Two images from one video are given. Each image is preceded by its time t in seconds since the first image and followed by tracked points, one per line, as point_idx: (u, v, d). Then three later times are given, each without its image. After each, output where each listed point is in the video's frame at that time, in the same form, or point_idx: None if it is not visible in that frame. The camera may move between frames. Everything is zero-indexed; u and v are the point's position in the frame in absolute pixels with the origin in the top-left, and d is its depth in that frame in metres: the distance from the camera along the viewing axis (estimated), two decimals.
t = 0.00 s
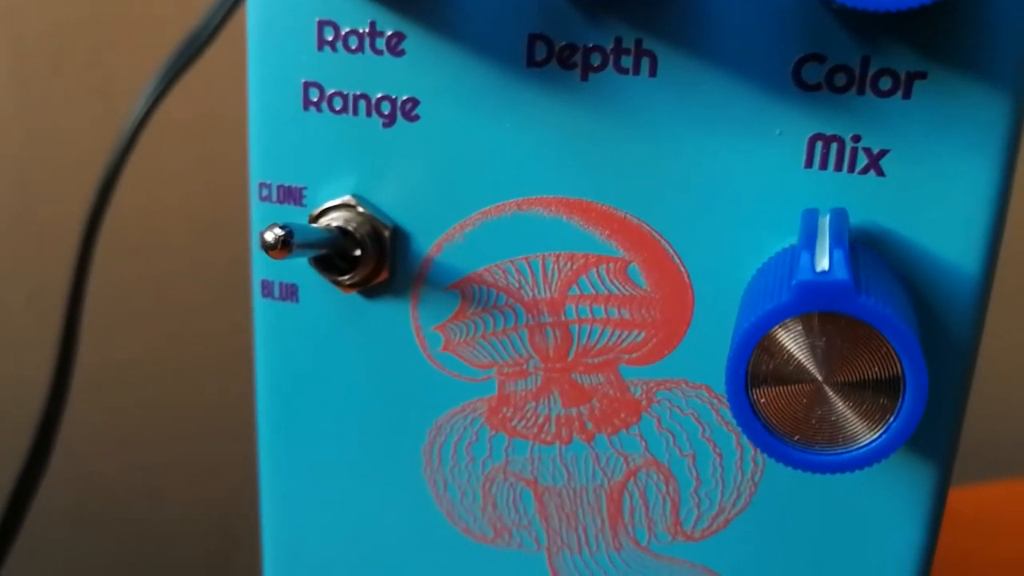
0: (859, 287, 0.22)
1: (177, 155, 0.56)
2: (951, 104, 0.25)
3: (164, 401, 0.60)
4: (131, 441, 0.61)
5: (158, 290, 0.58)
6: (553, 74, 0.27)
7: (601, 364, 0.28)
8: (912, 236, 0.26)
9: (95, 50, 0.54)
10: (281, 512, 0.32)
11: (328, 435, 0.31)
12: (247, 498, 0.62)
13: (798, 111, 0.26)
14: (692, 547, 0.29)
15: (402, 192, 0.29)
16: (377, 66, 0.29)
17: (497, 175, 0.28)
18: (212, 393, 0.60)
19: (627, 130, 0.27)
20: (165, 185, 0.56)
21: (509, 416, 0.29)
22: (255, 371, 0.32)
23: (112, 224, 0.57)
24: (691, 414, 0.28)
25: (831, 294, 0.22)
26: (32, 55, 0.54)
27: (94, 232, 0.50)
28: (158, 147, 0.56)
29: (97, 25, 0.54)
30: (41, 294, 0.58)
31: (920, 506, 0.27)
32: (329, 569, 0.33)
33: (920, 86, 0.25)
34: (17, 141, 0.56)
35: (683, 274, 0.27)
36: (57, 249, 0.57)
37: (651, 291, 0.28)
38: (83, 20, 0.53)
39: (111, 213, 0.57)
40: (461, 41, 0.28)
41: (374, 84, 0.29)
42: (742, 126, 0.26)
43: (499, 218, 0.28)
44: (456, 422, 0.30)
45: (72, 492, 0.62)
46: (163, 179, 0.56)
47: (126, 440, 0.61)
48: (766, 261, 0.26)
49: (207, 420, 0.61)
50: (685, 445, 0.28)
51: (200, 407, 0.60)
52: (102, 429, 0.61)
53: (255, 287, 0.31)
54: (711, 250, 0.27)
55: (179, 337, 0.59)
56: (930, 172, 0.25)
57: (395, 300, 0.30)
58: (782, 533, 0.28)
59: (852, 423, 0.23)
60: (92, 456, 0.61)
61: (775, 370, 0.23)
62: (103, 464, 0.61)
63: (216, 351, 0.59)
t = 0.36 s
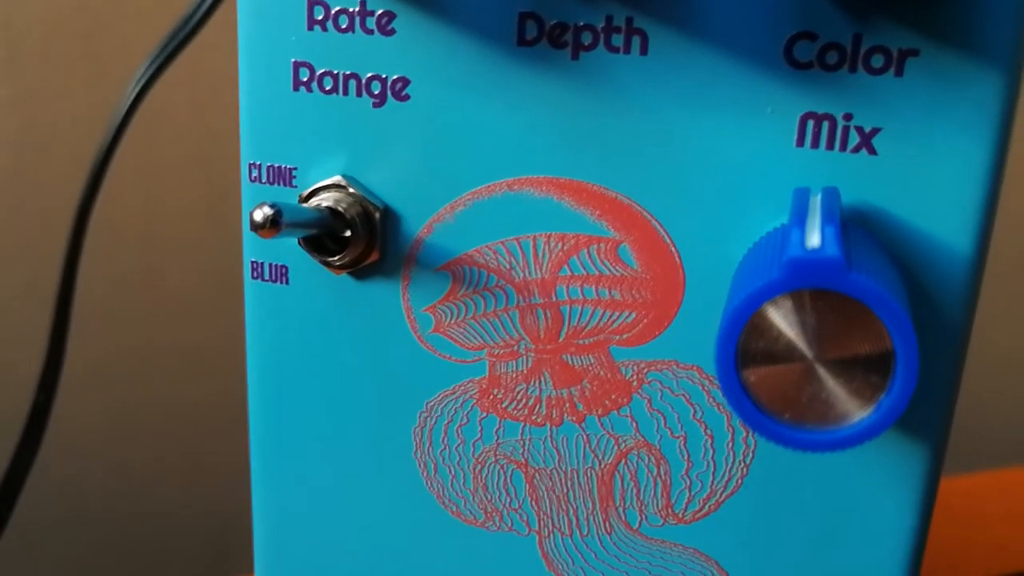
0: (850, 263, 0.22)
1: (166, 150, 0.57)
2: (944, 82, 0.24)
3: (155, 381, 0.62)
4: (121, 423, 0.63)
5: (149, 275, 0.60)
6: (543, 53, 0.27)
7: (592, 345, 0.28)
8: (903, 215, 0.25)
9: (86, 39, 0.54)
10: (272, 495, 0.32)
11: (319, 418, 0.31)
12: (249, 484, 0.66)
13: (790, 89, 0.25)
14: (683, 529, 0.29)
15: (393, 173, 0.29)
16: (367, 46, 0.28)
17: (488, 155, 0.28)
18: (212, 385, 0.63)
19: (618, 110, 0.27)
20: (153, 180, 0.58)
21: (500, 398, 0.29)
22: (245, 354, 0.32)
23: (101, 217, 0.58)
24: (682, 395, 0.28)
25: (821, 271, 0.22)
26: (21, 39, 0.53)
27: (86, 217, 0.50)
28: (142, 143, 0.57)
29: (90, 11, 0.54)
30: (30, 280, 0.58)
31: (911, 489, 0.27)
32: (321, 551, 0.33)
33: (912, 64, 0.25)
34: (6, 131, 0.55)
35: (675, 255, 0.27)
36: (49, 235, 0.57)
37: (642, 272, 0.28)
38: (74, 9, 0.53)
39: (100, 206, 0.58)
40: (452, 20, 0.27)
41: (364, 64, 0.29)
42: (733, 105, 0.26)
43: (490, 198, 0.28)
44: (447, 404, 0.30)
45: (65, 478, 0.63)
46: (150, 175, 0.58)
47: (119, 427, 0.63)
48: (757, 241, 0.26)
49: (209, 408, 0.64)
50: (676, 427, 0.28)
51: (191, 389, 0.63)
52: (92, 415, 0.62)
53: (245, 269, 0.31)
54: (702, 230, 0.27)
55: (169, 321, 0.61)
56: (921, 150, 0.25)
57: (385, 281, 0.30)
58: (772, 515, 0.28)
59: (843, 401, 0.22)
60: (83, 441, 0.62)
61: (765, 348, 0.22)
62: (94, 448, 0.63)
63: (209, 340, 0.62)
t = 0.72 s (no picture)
0: (842, 240, 0.21)
1: (155, 137, 0.59)
2: (938, 59, 0.24)
3: (148, 364, 0.63)
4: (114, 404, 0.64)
5: (142, 259, 0.61)
6: (534, 31, 0.27)
7: (583, 325, 0.28)
8: (897, 194, 0.25)
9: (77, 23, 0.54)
10: (264, 476, 0.32)
11: (309, 399, 0.31)
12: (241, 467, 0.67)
13: (782, 66, 0.25)
14: (675, 511, 0.29)
15: (383, 153, 0.29)
16: (357, 24, 0.28)
17: (479, 134, 0.28)
18: (208, 370, 0.64)
19: (609, 88, 0.27)
20: (144, 166, 0.59)
21: (492, 378, 0.29)
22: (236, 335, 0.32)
23: (90, 202, 0.59)
24: (674, 376, 0.28)
25: (812, 247, 0.21)
26: (16, 26, 0.54)
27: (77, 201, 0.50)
28: (129, 130, 0.58)
29: None
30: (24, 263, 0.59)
31: (904, 469, 0.27)
32: (312, 531, 0.33)
33: (906, 41, 0.24)
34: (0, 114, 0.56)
35: (666, 235, 0.27)
36: (42, 220, 0.58)
37: (633, 252, 0.27)
38: None
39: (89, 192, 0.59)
40: None
41: (354, 42, 0.28)
42: (725, 82, 0.26)
43: (481, 178, 0.28)
44: (439, 385, 0.30)
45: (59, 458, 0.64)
46: (140, 160, 0.59)
47: (111, 411, 0.64)
48: (749, 219, 0.26)
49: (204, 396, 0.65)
50: (667, 407, 0.28)
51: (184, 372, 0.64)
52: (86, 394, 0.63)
53: (235, 251, 0.31)
54: (694, 210, 0.27)
55: (162, 304, 0.62)
56: (915, 128, 0.25)
57: (376, 261, 0.29)
58: (764, 496, 0.28)
59: (835, 379, 0.22)
60: (77, 422, 0.63)
61: (756, 326, 0.22)
62: (89, 429, 0.64)
63: (203, 326, 0.63)
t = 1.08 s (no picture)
0: (836, 216, 0.21)
1: (147, 123, 0.58)
2: (934, 35, 0.24)
3: (142, 351, 0.63)
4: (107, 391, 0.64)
5: (135, 245, 0.61)
6: (526, 8, 0.27)
7: (576, 306, 0.28)
8: (891, 172, 0.25)
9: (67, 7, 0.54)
10: (256, 457, 0.32)
11: (301, 381, 0.31)
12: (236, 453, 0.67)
13: (776, 43, 0.25)
14: (668, 491, 0.29)
15: (374, 132, 0.28)
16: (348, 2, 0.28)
17: (470, 113, 0.28)
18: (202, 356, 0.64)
19: (602, 65, 0.26)
20: (136, 154, 0.59)
21: (484, 359, 0.29)
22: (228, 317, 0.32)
23: (82, 191, 0.59)
24: (667, 355, 0.28)
25: (806, 223, 0.21)
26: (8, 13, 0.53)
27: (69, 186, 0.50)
28: (120, 118, 0.58)
29: None
30: (15, 250, 0.58)
31: (897, 449, 0.26)
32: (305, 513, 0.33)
33: (901, 17, 0.24)
34: None
35: (659, 214, 0.27)
36: (35, 205, 0.58)
37: (626, 231, 0.27)
38: None
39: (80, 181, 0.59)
40: None
41: (345, 21, 0.28)
42: (719, 60, 0.25)
43: (473, 157, 0.28)
44: (431, 366, 0.30)
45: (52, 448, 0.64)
46: (131, 148, 0.59)
47: (104, 399, 0.64)
48: (742, 198, 0.26)
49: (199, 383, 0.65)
50: (661, 387, 0.28)
51: (179, 359, 0.64)
52: (79, 383, 0.63)
53: (226, 232, 0.30)
54: (687, 188, 0.26)
55: (156, 290, 0.62)
56: (911, 105, 0.25)
57: (368, 242, 0.29)
58: (757, 476, 0.28)
59: (828, 356, 0.22)
60: (71, 410, 0.63)
61: (749, 303, 0.22)
62: (82, 418, 0.64)
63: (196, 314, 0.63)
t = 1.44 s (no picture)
0: (831, 194, 0.21)
1: (138, 103, 0.58)
2: (932, 10, 0.24)
3: (137, 332, 0.63)
4: (103, 372, 0.64)
5: (129, 226, 0.60)
6: None
7: (571, 286, 0.28)
8: (889, 150, 0.25)
9: None
10: (250, 438, 0.32)
11: (296, 362, 0.31)
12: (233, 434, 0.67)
13: (772, 19, 0.25)
14: (664, 471, 0.29)
15: (367, 111, 0.28)
16: None
17: (463, 91, 0.27)
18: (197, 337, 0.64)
19: (596, 42, 0.26)
20: (128, 134, 0.59)
21: (479, 340, 0.29)
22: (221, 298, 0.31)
23: (73, 174, 0.59)
24: (662, 335, 0.28)
25: (801, 201, 0.21)
26: None
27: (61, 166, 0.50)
28: (111, 102, 0.58)
29: None
30: (10, 233, 0.58)
31: (894, 429, 0.26)
32: (301, 493, 0.33)
33: None
34: None
35: (655, 193, 0.27)
36: (27, 187, 0.58)
37: (621, 210, 0.27)
38: None
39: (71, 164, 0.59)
40: None
41: None
42: (714, 36, 0.25)
43: (466, 135, 0.28)
44: (426, 347, 0.30)
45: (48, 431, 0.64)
46: (124, 130, 0.58)
47: (100, 382, 0.64)
48: (737, 176, 0.26)
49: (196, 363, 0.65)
50: (656, 367, 0.28)
51: (175, 340, 0.64)
52: (75, 365, 0.63)
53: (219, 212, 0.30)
54: (683, 167, 0.26)
55: (151, 272, 0.62)
56: (908, 82, 0.24)
57: (361, 222, 0.29)
58: (753, 456, 0.28)
59: (823, 335, 0.22)
60: (66, 391, 0.63)
61: (744, 282, 0.22)
62: (78, 399, 0.64)
63: (191, 293, 0.63)
